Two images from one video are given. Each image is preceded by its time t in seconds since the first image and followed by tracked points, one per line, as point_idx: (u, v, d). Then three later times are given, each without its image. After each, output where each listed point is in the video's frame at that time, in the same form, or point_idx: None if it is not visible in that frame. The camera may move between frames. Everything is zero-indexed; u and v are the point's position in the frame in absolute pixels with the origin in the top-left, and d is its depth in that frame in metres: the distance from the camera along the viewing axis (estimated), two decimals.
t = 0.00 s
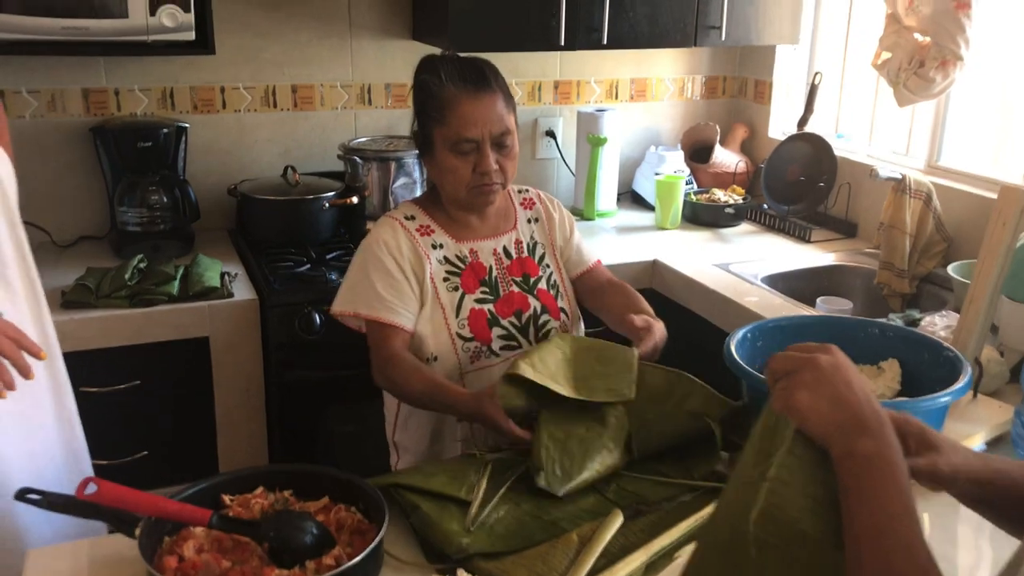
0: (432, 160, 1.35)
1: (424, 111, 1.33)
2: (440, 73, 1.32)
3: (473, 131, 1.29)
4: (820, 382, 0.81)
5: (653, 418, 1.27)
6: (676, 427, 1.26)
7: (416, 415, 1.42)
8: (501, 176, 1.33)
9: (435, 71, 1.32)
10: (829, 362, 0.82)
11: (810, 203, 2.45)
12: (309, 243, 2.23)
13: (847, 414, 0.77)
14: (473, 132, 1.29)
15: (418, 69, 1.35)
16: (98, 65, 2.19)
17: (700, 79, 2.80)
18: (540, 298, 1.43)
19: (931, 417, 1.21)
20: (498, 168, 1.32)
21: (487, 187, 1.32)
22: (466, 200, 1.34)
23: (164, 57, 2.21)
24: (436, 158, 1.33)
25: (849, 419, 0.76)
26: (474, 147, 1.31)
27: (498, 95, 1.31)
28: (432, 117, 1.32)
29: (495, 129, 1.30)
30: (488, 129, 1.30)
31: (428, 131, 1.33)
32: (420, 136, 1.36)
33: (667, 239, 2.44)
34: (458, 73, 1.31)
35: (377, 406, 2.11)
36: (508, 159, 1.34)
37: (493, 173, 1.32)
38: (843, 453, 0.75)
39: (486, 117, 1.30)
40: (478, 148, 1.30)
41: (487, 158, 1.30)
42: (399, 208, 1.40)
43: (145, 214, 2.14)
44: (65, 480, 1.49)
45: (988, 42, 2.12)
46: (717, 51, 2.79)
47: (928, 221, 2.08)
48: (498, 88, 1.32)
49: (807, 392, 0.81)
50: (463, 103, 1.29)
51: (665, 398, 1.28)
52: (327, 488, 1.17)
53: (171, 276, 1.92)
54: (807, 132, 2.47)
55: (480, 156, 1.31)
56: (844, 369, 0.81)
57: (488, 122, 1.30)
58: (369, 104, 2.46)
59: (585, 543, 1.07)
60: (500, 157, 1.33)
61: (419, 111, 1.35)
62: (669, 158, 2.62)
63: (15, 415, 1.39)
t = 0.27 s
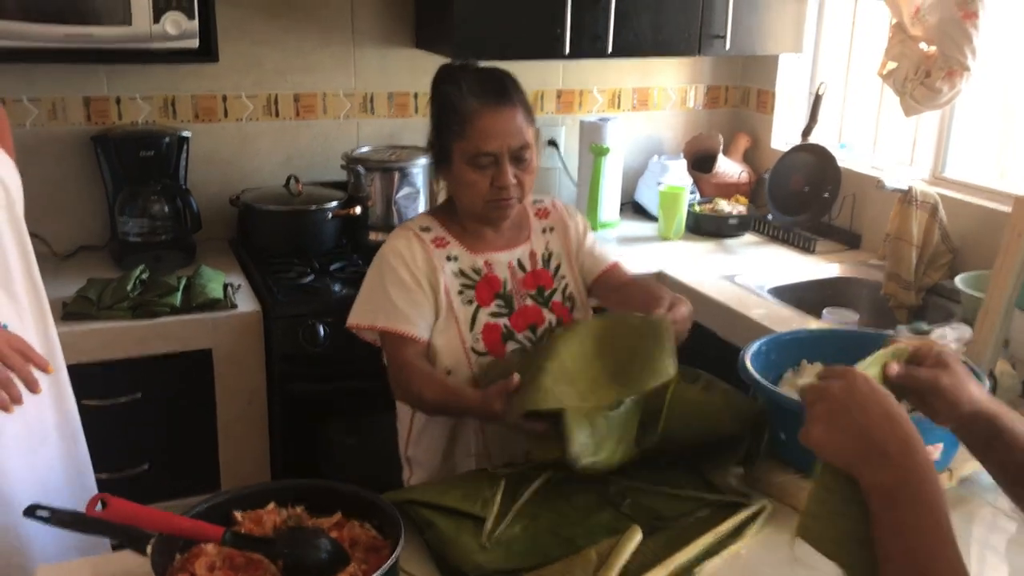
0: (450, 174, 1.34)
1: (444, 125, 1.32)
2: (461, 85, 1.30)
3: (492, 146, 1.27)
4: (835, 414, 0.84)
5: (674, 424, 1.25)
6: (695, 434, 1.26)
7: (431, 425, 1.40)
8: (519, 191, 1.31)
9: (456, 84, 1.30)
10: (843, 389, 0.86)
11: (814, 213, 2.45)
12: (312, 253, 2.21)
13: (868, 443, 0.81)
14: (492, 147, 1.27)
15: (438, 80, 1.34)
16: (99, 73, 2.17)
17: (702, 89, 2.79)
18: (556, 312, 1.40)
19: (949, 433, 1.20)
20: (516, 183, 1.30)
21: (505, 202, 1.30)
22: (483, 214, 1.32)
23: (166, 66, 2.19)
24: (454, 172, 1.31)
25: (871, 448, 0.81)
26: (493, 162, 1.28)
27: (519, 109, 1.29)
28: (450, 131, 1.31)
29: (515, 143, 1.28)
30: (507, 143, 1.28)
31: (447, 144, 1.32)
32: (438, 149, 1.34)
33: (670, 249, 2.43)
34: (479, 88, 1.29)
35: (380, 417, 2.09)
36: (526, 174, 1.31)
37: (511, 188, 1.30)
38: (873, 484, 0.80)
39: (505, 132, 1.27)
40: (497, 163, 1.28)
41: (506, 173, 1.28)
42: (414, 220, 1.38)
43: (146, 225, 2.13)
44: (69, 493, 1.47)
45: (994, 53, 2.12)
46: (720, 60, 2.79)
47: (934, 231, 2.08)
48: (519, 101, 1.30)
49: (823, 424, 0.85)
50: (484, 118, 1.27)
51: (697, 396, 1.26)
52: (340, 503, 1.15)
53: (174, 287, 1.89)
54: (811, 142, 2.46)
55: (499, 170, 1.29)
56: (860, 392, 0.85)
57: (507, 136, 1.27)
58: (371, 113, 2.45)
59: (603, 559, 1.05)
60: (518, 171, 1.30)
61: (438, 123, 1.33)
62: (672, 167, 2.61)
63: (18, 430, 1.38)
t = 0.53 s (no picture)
0: (465, 184, 1.32)
1: (461, 135, 1.30)
2: (480, 96, 1.29)
3: (510, 159, 1.25)
4: (844, 432, 0.82)
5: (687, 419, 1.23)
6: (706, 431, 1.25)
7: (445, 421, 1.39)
8: (535, 205, 1.29)
9: (475, 94, 1.29)
10: (851, 405, 0.83)
11: (804, 216, 2.45)
12: (302, 258, 2.19)
13: (879, 462, 0.80)
14: (510, 160, 1.25)
15: (457, 89, 1.33)
16: (86, 77, 2.14)
17: (692, 93, 2.79)
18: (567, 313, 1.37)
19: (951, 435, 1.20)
20: (532, 197, 1.28)
21: (519, 216, 1.28)
22: (497, 225, 1.30)
23: (153, 70, 2.17)
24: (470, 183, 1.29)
25: (885, 468, 0.79)
26: (510, 174, 1.27)
27: (537, 123, 1.28)
28: (467, 142, 1.29)
29: (533, 158, 1.26)
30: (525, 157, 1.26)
31: (464, 155, 1.30)
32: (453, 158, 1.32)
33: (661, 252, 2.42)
34: (499, 100, 1.28)
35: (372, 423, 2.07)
36: (543, 188, 1.30)
37: (527, 202, 1.28)
38: (889, 502, 0.79)
39: (524, 146, 1.26)
40: (513, 175, 1.26)
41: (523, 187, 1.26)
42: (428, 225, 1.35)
43: (134, 229, 2.09)
44: (59, 504, 1.44)
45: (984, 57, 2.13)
46: (709, 65, 2.79)
47: (926, 235, 2.08)
48: (538, 115, 1.28)
49: (833, 443, 0.82)
50: (502, 130, 1.25)
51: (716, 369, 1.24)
52: (342, 511, 1.14)
53: (164, 293, 1.87)
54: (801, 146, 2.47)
55: (515, 183, 1.27)
56: (868, 407, 0.82)
57: (526, 150, 1.26)
58: (360, 117, 2.43)
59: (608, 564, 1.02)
60: (535, 185, 1.29)
61: (454, 133, 1.32)
62: (662, 171, 2.61)
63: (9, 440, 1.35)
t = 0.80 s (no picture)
0: (465, 194, 1.32)
1: (462, 145, 1.30)
2: (481, 106, 1.28)
3: (510, 172, 1.25)
4: (827, 433, 0.78)
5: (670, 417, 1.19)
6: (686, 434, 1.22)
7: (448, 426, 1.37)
8: (532, 217, 1.29)
9: (477, 104, 1.29)
10: (831, 409, 0.78)
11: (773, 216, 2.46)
12: (271, 262, 2.17)
13: (862, 462, 0.76)
14: (510, 172, 1.25)
15: (462, 96, 1.32)
16: (47, 81, 2.10)
17: (659, 95, 2.81)
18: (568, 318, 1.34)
19: (926, 430, 1.21)
20: (530, 209, 1.28)
21: (517, 227, 1.28)
22: (496, 237, 1.29)
23: (117, 73, 2.13)
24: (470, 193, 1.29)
25: (868, 469, 0.76)
26: (509, 186, 1.26)
27: (538, 135, 1.27)
28: (467, 152, 1.29)
29: (533, 171, 1.26)
30: (524, 168, 1.26)
31: (465, 166, 1.30)
32: (455, 167, 1.33)
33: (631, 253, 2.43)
34: (500, 110, 1.27)
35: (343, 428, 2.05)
36: (543, 201, 1.29)
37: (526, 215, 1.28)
38: (873, 503, 0.76)
39: (524, 159, 1.25)
40: (512, 187, 1.26)
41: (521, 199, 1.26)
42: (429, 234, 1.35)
43: (99, 235, 2.05)
44: (30, 516, 1.40)
45: (947, 57, 2.16)
46: (675, 67, 2.80)
47: (893, 234, 2.10)
48: (540, 128, 1.28)
49: (816, 444, 0.78)
50: (502, 142, 1.25)
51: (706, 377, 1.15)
52: (323, 518, 1.12)
53: (132, 300, 1.84)
54: (769, 147, 2.48)
55: (513, 195, 1.27)
56: (849, 409, 0.78)
57: (526, 163, 1.25)
58: (328, 119, 2.40)
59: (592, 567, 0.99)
60: (534, 198, 1.28)
61: (457, 142, 1.32)
62: (631, 173, 2.62)
63: None
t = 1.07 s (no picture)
0: (449, 190, 1.31)
1: (445, 144, 1.30)
2: (464, 103, 1.28)
3: (491, 166, 1.24)
4: (768, 441, 0.82)
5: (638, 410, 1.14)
6: (658, 429, 1.17)
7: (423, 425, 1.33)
8: (516, 213, 1.28)
9: (461, 101, 1.28)
10: (779, 420, 0.83)
11: (723, 211, 2.49)
12: (222, 268, 2.14)
13: (796, 475, 0.82)
14: (490, 166, 1.24)
15: (446, 95, 1.32)
16: None
17: (608, 92, 2.82)
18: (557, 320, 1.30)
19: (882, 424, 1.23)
20: (513, 205, 1.27)
21: (501, 223, 1.27)
22: (480, 234, 1.28)
23: (57, 79, 2.08)
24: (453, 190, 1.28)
25: (802, 479, 0.82)
26: (492, 182, 1.26)
27: (521, 129, 1.26)
28: (451, 149, 1.28)
29: (514, 164, 1.24)
30: (508, 164, 1.25)
31: (449, 161, 1.30)
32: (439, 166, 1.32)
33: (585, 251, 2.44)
34: (483, 107, 1.27)
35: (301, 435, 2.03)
36: (526, 196, 1.28)
37: (509, 211, 1.27)
38: (796, 513, 0.82)
39: (505, 152, 1.24)
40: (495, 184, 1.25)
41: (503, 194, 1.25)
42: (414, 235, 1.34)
43: (45, 245, 2.04)
44: None
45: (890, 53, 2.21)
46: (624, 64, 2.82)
47: (841, 228, 2.14)
48: (523, 122, 1.27)
49: (756, 450, 0.82)
50: (484, 137, 1.24)
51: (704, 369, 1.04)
52: (291, 532, 1.11)
53: (80, 311, 1.79)
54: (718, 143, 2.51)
55: (497, 191, 1.26)
56: (790, 425, 0.84)
57: (508, 157, 1.24)
58: (277, 122, 2.37)
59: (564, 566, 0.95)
60: (517, 193, 1.27)
61: (442, 141, 1.31)
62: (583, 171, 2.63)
63: None
